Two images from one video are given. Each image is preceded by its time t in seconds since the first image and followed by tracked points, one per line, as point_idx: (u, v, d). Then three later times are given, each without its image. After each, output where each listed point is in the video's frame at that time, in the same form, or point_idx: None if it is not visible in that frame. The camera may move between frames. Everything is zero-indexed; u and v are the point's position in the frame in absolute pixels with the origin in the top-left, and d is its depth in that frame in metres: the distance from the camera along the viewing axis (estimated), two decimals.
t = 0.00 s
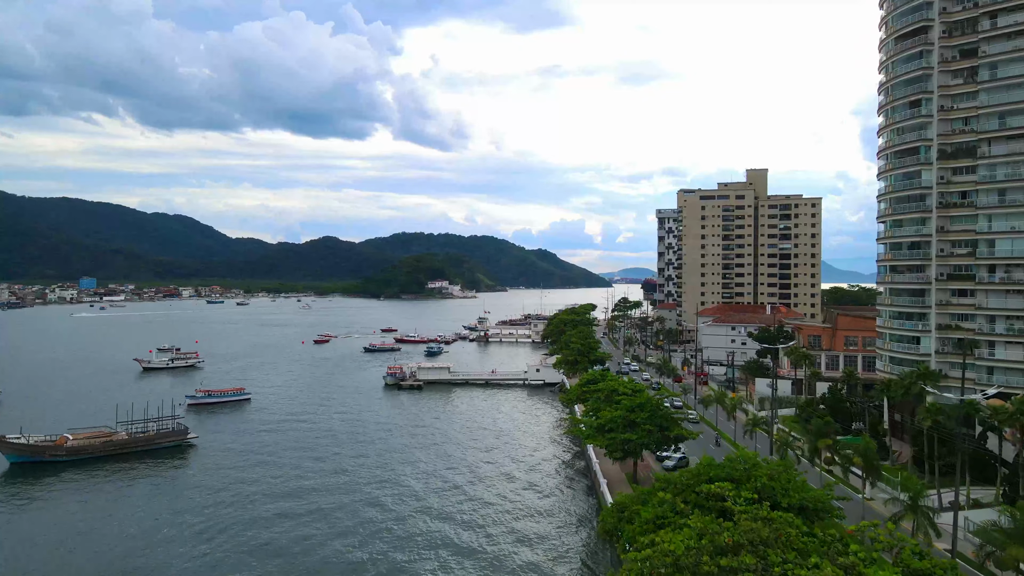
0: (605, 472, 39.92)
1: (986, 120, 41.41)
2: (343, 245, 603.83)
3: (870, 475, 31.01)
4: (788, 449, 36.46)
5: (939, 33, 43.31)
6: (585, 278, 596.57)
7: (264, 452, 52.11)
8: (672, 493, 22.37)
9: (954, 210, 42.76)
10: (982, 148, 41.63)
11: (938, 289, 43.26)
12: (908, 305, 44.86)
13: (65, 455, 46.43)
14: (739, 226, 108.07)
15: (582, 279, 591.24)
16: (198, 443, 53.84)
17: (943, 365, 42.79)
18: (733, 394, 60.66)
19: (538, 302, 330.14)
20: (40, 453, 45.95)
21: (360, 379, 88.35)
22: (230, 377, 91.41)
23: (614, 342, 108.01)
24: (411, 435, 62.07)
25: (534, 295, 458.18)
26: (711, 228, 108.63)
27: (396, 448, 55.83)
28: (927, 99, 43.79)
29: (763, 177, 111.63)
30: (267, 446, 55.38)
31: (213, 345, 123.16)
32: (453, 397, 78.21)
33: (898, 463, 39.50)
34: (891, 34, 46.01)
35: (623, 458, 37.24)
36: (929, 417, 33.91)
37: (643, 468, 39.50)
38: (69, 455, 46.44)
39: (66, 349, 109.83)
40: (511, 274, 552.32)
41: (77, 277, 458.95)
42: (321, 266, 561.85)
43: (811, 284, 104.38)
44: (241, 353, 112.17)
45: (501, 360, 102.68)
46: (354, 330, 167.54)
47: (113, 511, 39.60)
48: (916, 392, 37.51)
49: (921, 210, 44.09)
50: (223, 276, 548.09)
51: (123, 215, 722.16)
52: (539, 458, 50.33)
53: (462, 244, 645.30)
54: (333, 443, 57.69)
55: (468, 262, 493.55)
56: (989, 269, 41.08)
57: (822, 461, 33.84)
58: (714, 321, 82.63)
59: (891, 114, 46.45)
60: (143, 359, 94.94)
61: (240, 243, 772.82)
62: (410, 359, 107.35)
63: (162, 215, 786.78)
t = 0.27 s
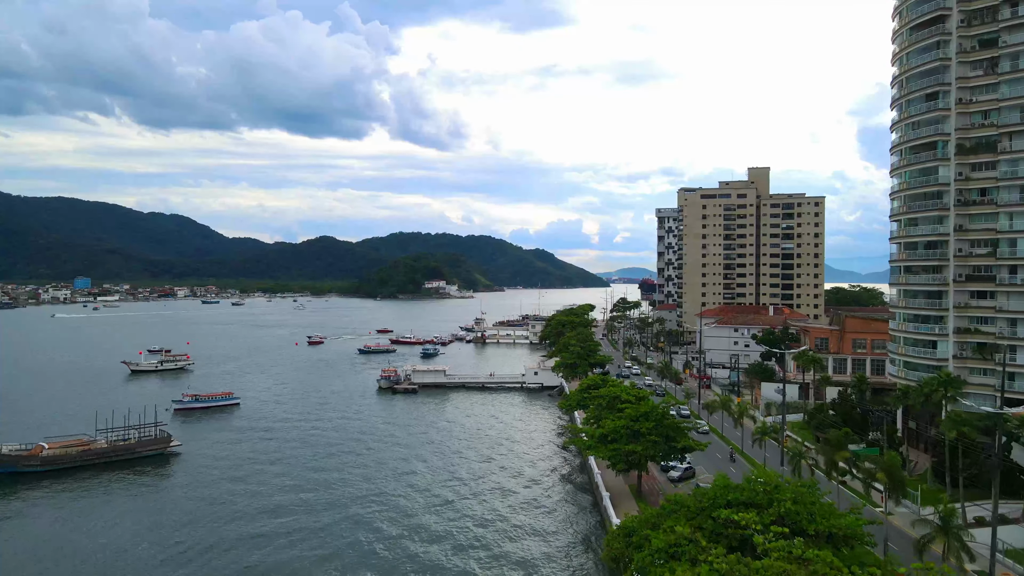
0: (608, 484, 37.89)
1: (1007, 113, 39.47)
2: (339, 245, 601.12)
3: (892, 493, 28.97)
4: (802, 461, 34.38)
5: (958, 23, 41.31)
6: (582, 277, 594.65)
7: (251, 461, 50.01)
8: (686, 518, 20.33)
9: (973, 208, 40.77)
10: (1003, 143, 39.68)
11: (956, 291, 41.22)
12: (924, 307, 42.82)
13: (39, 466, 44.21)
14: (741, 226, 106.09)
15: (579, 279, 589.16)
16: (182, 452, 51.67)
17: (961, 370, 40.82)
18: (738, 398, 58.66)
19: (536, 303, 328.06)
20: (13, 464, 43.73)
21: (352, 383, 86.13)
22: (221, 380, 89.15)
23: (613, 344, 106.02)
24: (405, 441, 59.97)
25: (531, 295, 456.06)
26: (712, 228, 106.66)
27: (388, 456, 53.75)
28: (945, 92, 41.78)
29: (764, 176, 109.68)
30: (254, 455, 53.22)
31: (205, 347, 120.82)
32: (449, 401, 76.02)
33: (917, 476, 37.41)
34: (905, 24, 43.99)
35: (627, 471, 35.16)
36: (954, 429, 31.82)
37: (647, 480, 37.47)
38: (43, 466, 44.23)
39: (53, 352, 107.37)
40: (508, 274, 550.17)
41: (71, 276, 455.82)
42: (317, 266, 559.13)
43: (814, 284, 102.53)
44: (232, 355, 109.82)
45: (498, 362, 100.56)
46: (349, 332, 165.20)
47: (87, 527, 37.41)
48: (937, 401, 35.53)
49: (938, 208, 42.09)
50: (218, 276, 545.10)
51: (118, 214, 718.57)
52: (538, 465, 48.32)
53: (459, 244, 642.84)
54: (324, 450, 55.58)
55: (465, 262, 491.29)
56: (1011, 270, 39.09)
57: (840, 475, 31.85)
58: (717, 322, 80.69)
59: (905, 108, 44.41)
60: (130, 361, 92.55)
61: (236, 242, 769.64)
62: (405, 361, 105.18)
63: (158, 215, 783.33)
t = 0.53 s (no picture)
0: (611, 499, 35.77)
1: None
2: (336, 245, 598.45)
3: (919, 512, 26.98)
4: (816, 475, 32.34)
5: (978, 11, 39.48)
6: (580, 277, 592.49)
7: (236, 471, 47.90)
8: (702, 549, 18.15)
9: (994, 206, 38.86)
10: None
11: (976, 293, 39.23)
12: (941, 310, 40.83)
13: (12, 477, 42.14)
14: (742, 225, 104.12)
15: (577, 278, 586.62)
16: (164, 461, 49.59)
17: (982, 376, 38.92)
18: (743, 404, 56.55)
19: (533, 303, 325.50)
20: None
21: (345, 386, 83.94)
22: (211, 383, 86.93)
23: (612, 346, 104.07)
24: (397, 446, 57.86)
25: (529, 295, 453.58)
26: (713, 227, 104.68)
27: (381, 461, 51.77)
28: (964, 84, 39.87)
29: (766, 174, 107.76)
30: (241, 462, 51.15)
31: (196, 349, 118.52)
32: (445, 405, 73.81)
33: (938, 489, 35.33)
34: (921, 14, 42.09)
35: (632, 485, 33.02)
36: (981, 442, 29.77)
37: (652, 494, 35.52)
38: (16, 477, 42.16)
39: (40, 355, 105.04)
40: (505, 274, 547.92)
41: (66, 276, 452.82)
42: (314, 266, 556.47)
43: (817, 284, 100.48)
44: (224, 357, 107.54)
45: (495, 364, 98.46)
46: (344, 333, 162.89)
47: (58, 544, 35.34)
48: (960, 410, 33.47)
49: (957, 206, 40.12)
50: (214, 275, 542.22)
51: (114, 213, 714.56)
52: (535, 476, 46.15)
53: (456, 243, 640.45)
54: (314, 456, 53.56)
55: (463, 262, 489.05)
56: None
57: (859, 490, 29.85)
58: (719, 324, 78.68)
59: (921, 101, 42.45)
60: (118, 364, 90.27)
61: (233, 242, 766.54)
62: (400, 363, 103.01)
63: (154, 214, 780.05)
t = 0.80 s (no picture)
0: (615, 515, 33.63)
1: None
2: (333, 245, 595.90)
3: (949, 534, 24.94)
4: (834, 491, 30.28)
5: None
6: (578, 277, 590.48)
7: (220, 482, 45.72)
8: None
9: (1019, 203, 36.80)
10: None
11: (999, 295, 37.20)
12: (962, 313, 38.81)
13: None
14: (745, 225, 102.05)
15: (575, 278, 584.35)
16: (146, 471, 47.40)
17: (1005, 383, 36.90)
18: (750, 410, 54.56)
19: (531, 303, 323.38)
20: None
21: (339, 390, 81.71)
22: (201, 387, 84.61)
23: (612, 348, 101.84)
24: (390, 453, 55.73)
25: (527, 295, 451.23)
26: (715, 226, 102.65)
27: (372, 470, 49.65)
28: (986, 75, 37.87)
29: (769, 173, 105.68)
30: (226, 471, 48.95)
31: (187, 350, 116.09)
32: (440, 409, 71.63)
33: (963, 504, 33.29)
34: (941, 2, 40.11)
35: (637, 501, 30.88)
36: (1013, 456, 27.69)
37: (658, 509, 33.42)
38: None
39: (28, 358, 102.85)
40: (503, 274, 545.78)
41: (61, 276, 449.72)
42: (311, 266, 554.02)
43: (821, 285, 98.44)
44: (215, 360, 105.33)
45: (492, 367, 96.35)
46: (340, 333, 160.64)
47: (25, 563, 33.23)
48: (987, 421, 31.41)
49: (979, 203, 38.06)
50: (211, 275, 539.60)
51: (110, 212, 711.06)
52: (533, 487, 44.06)
53: (454, 243, 638.15)
54: (302, 464, 51.39)
55: (460, 261, 486.91)
56: None
57: (883, 508, 27.86)
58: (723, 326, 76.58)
59: (940, 93, 40.41)
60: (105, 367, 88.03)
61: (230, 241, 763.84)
62: (396, 366, 100.82)
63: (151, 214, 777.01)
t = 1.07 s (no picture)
0: (621, 533, 31.52)
1: None
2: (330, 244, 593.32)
3: (990, 561, 22.89)
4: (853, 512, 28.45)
5: None
6: (576, 276, 589.05)
7: (203, 492, 43.60)
8: None
9: None
10: None
11: None
12: (986, 317, 36.71)
13: None
14: (748, 224, 100.00)
15: (573, 278, 582.29)
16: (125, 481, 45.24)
17: None
18: (757, 416, 52.65)
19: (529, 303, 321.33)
20: None
21: (332, 394, 79.53)
22: (190, 390, 82.39)
23: (612, 350, 99.70)
24: (383, 460, 53.63)
25: (525, 295, 449.08)
26: (717, 226, 100.61)
27: (363, 478, 47.53)
28: (1013, 63, 35.77)
29: (772, 171, 103.61)
30: (211, 479, 46.82)
31: (179, 352, 113.77)
32: (436, 414, 69.48)
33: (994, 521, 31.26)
34: None
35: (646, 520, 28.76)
36: None
37: (666, 527, 31.31)
38: None
39: (14, 360, 100.36)
40: (501, 274, 543.74)
41: (56, 275, 446.63)
42: (308, 266, 551.34)
43: (825, 286, 96.45)
44: (207, 362, 103.03)
45: (490, 369, 94.18)
46: (335, 334, 158.40)
47: None
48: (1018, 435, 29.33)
49: (1005, 200, 35.94)
50: (207, 275, 536.85)
51: (106, 212, 707.33)
52: (531, 500, 41.89)
53: (451, 243, 636.04)
54: (291, 472, 49.23)
55: (458, 261, 484.68)
56: None
57: (911, 529, 25.83)
58: (726, 328, 74.49)
59: (962, 84, 38.26)
60: (92, 370, 85.70)
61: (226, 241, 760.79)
62: (391, 368, 98.68)
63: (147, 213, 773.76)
